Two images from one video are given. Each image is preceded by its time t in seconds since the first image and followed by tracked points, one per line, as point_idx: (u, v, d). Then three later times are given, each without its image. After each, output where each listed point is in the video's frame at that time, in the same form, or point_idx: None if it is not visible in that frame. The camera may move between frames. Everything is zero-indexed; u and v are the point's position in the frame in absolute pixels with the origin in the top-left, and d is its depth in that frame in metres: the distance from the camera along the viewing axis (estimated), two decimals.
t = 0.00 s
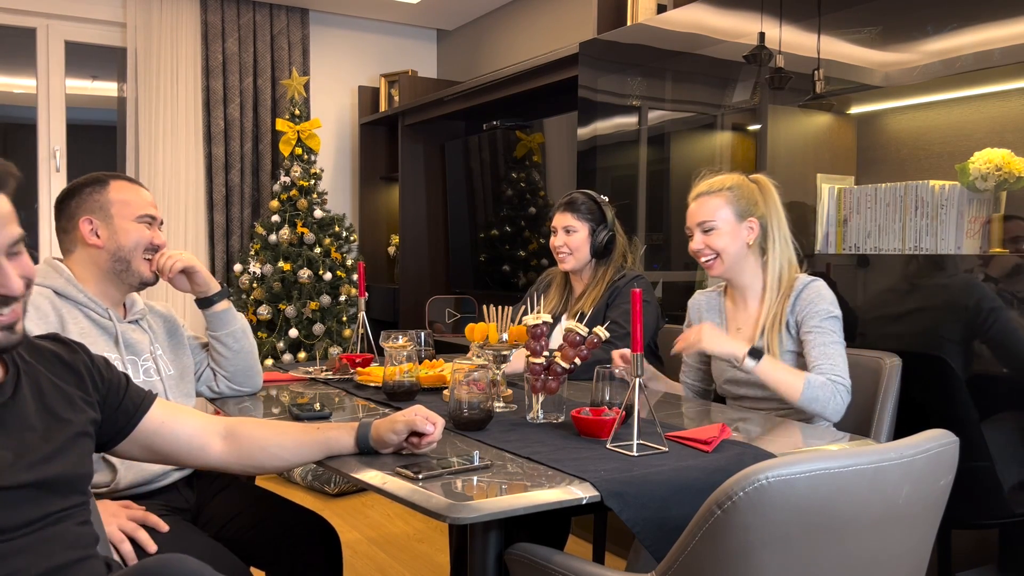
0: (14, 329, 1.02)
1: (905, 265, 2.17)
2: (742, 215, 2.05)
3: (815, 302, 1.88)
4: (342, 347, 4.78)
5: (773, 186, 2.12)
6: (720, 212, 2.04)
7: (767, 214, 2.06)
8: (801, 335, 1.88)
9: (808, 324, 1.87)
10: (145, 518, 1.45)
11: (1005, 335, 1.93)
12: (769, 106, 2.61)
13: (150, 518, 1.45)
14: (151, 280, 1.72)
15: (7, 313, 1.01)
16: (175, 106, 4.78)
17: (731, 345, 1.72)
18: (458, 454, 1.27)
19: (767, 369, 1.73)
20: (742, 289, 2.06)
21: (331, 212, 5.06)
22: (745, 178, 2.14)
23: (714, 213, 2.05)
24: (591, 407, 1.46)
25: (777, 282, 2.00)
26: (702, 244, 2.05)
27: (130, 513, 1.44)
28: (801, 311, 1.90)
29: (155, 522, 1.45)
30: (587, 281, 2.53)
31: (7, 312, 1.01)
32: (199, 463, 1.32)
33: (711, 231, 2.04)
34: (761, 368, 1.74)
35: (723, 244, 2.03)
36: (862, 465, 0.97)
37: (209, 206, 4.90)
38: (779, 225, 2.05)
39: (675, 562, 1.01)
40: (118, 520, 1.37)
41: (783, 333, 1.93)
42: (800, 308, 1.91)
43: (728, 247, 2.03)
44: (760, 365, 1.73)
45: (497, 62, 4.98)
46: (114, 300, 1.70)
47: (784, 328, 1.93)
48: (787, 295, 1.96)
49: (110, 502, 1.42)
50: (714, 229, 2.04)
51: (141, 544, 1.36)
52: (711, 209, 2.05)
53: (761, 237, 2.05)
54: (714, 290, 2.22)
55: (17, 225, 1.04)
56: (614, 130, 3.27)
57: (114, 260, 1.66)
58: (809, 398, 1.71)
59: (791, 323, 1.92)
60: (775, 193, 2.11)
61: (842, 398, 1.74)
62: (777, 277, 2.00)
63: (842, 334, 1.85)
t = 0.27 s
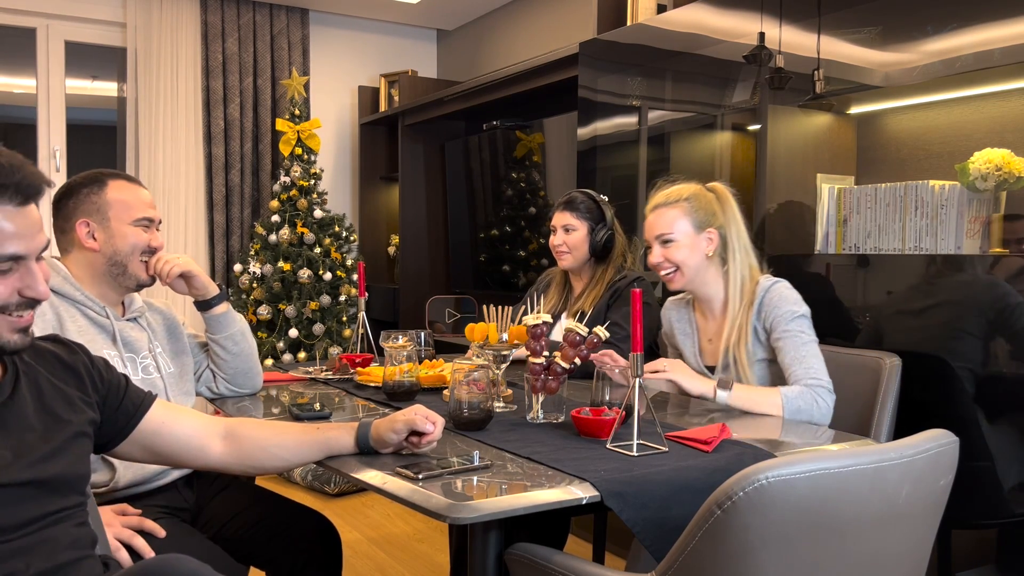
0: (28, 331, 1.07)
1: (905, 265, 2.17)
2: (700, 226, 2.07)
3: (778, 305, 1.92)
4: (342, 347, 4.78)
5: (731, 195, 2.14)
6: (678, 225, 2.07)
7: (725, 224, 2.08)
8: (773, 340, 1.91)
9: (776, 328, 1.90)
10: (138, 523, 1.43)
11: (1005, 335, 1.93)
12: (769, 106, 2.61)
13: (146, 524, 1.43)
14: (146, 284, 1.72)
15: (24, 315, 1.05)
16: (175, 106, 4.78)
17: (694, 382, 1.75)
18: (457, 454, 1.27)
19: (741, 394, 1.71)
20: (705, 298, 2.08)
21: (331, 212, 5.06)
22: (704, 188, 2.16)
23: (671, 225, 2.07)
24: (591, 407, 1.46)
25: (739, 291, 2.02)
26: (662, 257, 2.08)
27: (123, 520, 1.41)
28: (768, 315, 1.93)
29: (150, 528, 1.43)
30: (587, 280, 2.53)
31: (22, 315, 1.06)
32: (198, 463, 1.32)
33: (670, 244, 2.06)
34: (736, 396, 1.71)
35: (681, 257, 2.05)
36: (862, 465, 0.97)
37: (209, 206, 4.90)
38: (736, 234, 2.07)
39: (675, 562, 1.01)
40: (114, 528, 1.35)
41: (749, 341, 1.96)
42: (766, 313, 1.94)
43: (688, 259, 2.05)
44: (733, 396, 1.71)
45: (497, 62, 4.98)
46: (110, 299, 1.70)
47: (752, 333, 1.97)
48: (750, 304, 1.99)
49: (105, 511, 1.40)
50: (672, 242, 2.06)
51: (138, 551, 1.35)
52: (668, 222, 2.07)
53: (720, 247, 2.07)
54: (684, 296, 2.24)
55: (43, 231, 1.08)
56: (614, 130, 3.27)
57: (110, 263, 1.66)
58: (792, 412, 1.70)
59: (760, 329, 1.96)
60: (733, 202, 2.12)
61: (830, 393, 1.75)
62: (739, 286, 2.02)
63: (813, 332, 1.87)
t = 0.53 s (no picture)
0: (32, 330, 1.08)
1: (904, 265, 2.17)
2: (676, 231, 2.03)
3: (772, 307, 1.90)
4: (342, 347, 4.78)
5: (704, 192, 2.10)
6: (654, 232, 2.01)
7: (701, 225, 2.04)
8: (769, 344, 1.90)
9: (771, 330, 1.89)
10: (144, 518, 1.44)
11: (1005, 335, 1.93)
12: (769, 106, 2.61)
13: (151, 520, 1.45)
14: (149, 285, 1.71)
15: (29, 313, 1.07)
16: (175, 106, 4.78)
17: (700, 387, 1.67)
18: (457, 453, 1.27)
19: (748, 401, 1.68)
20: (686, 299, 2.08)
21: (331, 212, 5.06)
22: (675, 187, 2.11)
23: (650, 232, 2.01)
24: (591, 407, 1.46)
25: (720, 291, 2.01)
26: (640, 266, 2.03)
27: (127, 518, 1.43)
28: (761, 318, 1.92)
29: (156, 523, 1.44)
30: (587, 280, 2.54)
31: (28, 312, 1.07)
32: (199, 463, 1.32)
33: (647, 252, 2.01)
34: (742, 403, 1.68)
35: (661, 264, 2.02)
36: (862, 465, 0.97)
37: (209, 206, 4.90)
38: (713, 234, 2.04)
39: (675, 562, 1.01)
40: (118, 526, 1.36)
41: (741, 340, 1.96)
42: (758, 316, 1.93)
43: (667, 265, 2.02)
44: (739, 402, 1.68)
45: (497, 62, 4.98)
46: (110, 302, 1.69)
47: (743, 333, 1.96)
48: (739, 305, 1.98)
49: (107, 510, 1.40)
50: (649, 251, 2.01)
51: (145, 547, 1.35)
52: (644, 230, 2.01)
53: (696, 249, 2.04)
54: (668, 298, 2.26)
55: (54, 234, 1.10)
56: (614, 130, 3.27)
57: (113, 265, 1.66)
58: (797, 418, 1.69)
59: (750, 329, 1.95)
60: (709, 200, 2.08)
61: (832, 401, 1.75)
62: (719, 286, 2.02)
63: (808, 334, 1.87)
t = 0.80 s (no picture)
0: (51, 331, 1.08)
1: (904, 264, 2.17)
2: (708, 224, 2.04)
3: (794, 310, 1.89)
4: (342, 347, 4.77)
5: (741, 189, 2.11)
6: (687, 223, 2.04)
7: (735, 221, 2.04)
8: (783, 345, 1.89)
9: (788, 331, 1.87)
10: (144, 520, 1.45)
11: (1005, 335, 1.93)
12: (769, 106, 2.61)
13: (150, 521, 1.45)
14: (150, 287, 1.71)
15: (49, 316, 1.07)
16: (175, 106, 4.79)
17: (714, 369, 1.72)
18: (457, 453, 1.27)
19: (755, 395, 1.71)
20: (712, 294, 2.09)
21: (331, 212, 5.06)
22: (715, 181, 2.12)
23: (681, 223, 2.04)
24: (591, 407, 1.46)
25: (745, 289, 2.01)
26: (670, 254, 2.07)
27: (126, 519, 1.43)
28: (782, 318, 1.91)
29: (155, 525, 1.45)
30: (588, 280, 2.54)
31: (49, 314, 1.07)
32: (199, 463, 1.32)
33: (678, 241, 2.05)
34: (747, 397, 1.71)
35: (690, 256, 2.04)
36: (862, 465, 0.97)
37: (209, 206, 4.90)
38: (746, 231, 2.04)
39: (675, 562, 1.01)
40: (117, 527, 1.36)
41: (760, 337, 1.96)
42: (778, 318, 1.91)
43: (696, 257, 2.04)
44: (745, 395, 1.71)
45: (497, 62, 4.98)
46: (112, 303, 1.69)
47: (763, 332, 1.95)
48: (762, 304, 1.97)
49: (106, 511, 1.41)
50: (680, 240, 2.04)
51: (142, 549, 1.35)
52: (677, 220, 2.04)
53: (728, 244, 2.04)
54: (693, 291, 2.29)
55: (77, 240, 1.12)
56: (614, 130, 3.27)
57: (113, 266, 1.65)
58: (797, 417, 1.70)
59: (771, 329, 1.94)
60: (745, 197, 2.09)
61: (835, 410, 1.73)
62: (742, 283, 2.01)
63: (823, 342, 1.85)
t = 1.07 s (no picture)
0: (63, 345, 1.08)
1: (904, 264, 2.17)
2: (752, 218, 2.02)
3: (833, 314, 1.86)
4: (342, 347, 4.77)
5: (792, 188, 2.08)
6: (732, 215, 2.02)
7: (780, 217, 2.02)
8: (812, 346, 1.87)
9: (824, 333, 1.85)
10: (146, 519, 1.45)
11: (1005, 335, 1.93)
12: (769, 106, 2.61)
13: (152, 521, 1.45)
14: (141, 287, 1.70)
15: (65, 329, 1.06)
16: (175, 106, 4.79)
17: (785, 326, 1.81)
18: (457, 453, 1.27)
19: (802, 365, 1.77)
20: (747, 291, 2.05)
21: (331, 212, 5.06)
22: (765, 176, 2.10)
23: (725, 215, 2.03)
24: (591, 407, 1.46)
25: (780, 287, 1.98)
26: (710, 244, 2.05)
27: (127, 518, 1.43)
28: (816, 321, 1.88)
29: (156, 524, 1.45)
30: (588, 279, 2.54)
31: (63, 328, 1.07)
32: (201, 465, 1.32)
33: (720, 233, 2.03)
34: (791, 364, 1.78)
35: (730, 248, 2.02)
36: (862, 465, 0.97)
37: (209, 205, 4.90)
38: (791, 228, 2.01)
39: (675, 562, 1.01)
40: (118, 527, 1.36)
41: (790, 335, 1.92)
42: (813, 321, 1.88)
43: (736, 250, 2.02)
44: (796, 359, 1.78)
45: (497, 62, 4.98)
46: (109, 303, 1.69)
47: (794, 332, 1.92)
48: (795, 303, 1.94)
49: (108, 511, 1.40)
50: (723, 232, 2.02)
51: (144, 547, 1.35)
52: (723, 211, 2.03)
53: (771, 240, 2.02)
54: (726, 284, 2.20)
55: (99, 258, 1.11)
56: (614, 130, 3.27)
57: (105, 265, 1.64)
58: (823, 408, 1.72)
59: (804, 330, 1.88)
60: (794, 194, 2.06)
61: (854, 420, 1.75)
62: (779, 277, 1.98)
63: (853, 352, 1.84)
